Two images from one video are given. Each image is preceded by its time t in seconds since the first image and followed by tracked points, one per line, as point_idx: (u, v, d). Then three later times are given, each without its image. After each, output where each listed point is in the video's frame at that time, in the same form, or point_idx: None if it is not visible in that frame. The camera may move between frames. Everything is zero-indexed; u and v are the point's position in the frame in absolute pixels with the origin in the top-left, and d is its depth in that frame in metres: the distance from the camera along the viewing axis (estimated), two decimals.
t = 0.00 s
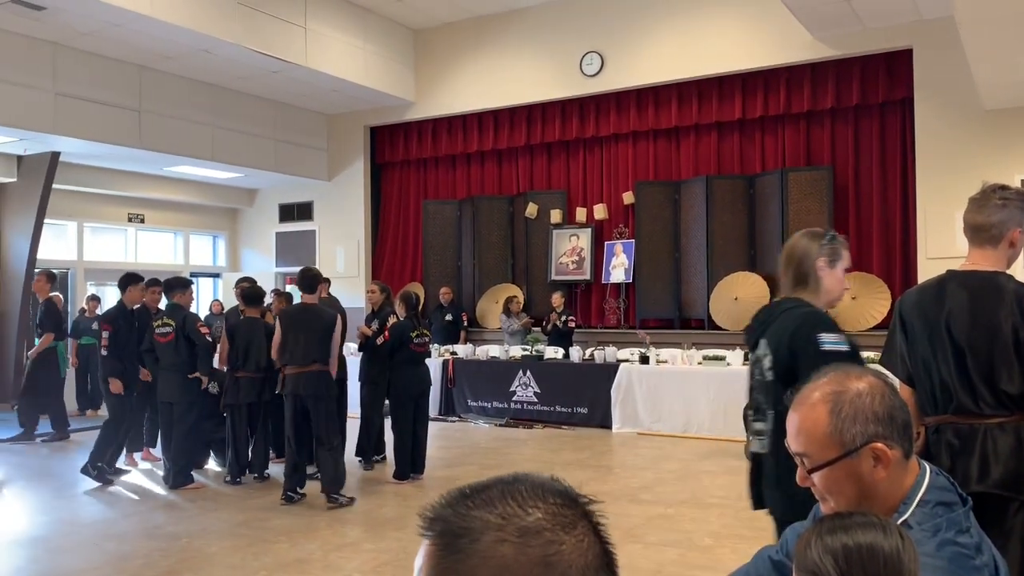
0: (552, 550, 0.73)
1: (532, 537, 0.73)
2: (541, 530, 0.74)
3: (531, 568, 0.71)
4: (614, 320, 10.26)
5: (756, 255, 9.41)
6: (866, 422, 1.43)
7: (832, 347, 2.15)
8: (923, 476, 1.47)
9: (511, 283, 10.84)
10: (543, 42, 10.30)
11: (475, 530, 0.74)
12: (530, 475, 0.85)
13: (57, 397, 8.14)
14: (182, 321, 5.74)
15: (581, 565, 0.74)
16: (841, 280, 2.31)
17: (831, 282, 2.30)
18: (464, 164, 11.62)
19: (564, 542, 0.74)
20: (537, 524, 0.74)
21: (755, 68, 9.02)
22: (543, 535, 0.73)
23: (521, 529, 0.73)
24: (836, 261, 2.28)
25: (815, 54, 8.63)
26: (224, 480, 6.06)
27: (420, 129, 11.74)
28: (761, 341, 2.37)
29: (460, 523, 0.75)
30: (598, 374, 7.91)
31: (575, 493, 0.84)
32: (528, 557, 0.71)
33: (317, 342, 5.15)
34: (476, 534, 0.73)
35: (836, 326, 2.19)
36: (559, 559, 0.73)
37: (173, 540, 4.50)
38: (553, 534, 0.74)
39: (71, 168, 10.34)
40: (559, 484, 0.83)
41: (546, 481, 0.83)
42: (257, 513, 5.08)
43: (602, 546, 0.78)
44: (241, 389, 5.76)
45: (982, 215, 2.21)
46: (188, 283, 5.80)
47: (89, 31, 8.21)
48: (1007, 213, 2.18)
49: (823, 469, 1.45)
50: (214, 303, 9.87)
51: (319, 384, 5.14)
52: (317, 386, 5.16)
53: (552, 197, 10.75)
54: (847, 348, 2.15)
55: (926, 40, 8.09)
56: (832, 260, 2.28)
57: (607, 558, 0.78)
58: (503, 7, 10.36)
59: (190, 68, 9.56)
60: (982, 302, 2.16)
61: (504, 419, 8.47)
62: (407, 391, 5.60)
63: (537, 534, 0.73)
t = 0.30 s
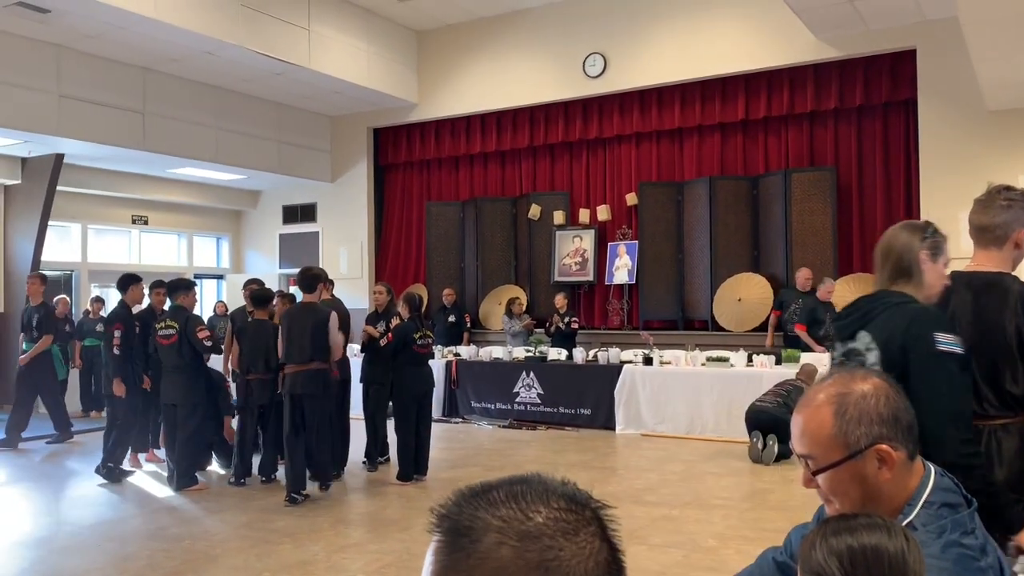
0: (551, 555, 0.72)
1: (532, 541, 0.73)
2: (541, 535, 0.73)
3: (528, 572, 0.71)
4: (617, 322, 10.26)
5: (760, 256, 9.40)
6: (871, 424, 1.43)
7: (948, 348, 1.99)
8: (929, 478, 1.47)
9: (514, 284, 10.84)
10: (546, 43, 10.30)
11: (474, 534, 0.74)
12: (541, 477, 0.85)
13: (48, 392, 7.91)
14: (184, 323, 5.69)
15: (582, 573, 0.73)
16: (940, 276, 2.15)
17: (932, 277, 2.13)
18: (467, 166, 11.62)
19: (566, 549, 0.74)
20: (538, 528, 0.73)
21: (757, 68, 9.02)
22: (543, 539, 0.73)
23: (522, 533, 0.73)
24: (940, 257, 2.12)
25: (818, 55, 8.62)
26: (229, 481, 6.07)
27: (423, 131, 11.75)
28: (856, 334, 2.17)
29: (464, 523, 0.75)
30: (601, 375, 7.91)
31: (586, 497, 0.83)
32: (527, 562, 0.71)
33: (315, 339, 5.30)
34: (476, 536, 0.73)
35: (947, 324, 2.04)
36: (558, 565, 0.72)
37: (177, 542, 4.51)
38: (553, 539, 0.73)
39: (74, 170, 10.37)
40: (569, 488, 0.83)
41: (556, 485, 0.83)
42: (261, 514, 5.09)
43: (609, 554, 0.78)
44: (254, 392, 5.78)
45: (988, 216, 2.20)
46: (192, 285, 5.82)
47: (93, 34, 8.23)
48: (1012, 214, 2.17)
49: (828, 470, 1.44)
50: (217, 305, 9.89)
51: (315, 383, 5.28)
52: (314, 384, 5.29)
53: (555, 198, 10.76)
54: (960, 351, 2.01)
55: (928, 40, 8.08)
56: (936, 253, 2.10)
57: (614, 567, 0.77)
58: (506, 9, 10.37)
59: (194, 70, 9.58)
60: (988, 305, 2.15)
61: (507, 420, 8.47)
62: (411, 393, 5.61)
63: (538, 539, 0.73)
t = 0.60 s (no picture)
0: (583, 561, 0.72)
1: (564, 546, 0.72)
2: (572, 540, 0.73)
3: None
4: (618, 322, 10.27)
5: (761, 255, 9.41)
6: (871, 423, 1.43)
7: None
8: (930, 476, 1.47)
9: (514, 285, 10.84)
10: (547, 44, 10.30)
11: (504, 536, 0.72)
12: (562, 476, 0.84)
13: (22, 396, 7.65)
14: (183, 325, 5.70)
15: None
16: None
17: None
18: (467, 167, 11.62)
19: (595, 555, 0.73)
20: (570, 535, 0.73)
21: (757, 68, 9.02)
22: (577, 544, 0.72)
23: (553, 537, 0.72)
24: None
25: (819, 55, 8.62)
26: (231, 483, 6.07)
27: (424, 132, 11.75)
28: (961, 333, 1.83)
29: (490, 523, 0.74)
30: (602, 375, 7.91)
31: (608, 502, 0.82)
32: (559, 567, 0.70)
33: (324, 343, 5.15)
34: (506, 539, 0.72)
35: None
36: (589, 571, 0.72)
37: (179, 543, 4.51)
38: (585, 545, 0.73)
39: (75, 173, 10.37)
40: (592, 490, 0.82)
41: (579, 486, 0.82)
42: (262, 516, 5.08)
43: (632, 560, 0.77)
44: (260, 394, 5.77)
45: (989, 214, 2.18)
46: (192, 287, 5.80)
47: (94, 36, 8.24)
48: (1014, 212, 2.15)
49: (828, 470, 1.44)
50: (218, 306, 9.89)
51: (322, 386, 5.11)
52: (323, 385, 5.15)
53: (556, 199, 10.76)
54: None
55: (928, 39, 8.08)
56: None
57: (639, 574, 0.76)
58: (506, 9, 10.38)
59: (194, 72, 9.58)
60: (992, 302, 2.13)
61: (509, 421, 8.46)
62: (412, 394, 5.61)
63: (569, 544, 0.72)
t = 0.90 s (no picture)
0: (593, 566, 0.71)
1: (575, 550, 0.72)
2: (583, 545, 0.72)
3: None
4: (615, 321, 10.27)
5: (757, 253, 9.42)
6: (866, 420, 1.43)
7: None
8: (925, 473, 1.47)
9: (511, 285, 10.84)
10: (541, 44, 10.31)
11: (514, 535, 0.72)
12: (577, 478, 0.84)
13: None
14: (178, 327, 5.71)
15: None
16: None
17: None
18: (463, 167, 11.62)
19: (606, 561, 0.72)
20: (580, 539, 0.72)
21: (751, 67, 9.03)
22: (587, 550, 0.72)
23: (564, 541, 0.72)
24: None
25: (813, 53, 8.64)
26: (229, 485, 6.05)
27: (419, 132, 11.75)
28: None
29: (501, 522, 0.74)
30: (599, 374, 7.91)
31: (622, 507, 0.82)
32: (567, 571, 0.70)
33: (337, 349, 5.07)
34: (516, 539, 0.72)
35: None
36: None
37: (177, 546, 4.50)
38: (596, 551, 0.73)
39: (70, 176, 10.35)
40: (607, 494, 0.82)
41: (594, 489, 0.82)
42: (259, 518, 5.08)
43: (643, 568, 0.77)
44: (259, 393, 5.81)
45: (982, 211, 2.18)
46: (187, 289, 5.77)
47: (87, 39, 8.22)
48: (1006, 208, 2.14)
49: (823, 467, 1.45)
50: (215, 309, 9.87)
51: (338, 391, 5.02)
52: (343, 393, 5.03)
53: (552, 198, 10.76)
54: None
55: (921, 37, 8.10)
56: None
57: None
58: (500, 9, 10.38)
59: (188, 74, 9.56)
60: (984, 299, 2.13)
61: (506, 421, 8.46)
62: (409, 395, 5.61)
63: (579, 548, 0.72)
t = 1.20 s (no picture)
0: (597, 559, 0.71)
1: (579, 543, 0.71)
2: (588, 538, 0.72)
3: None
4: (606, 318, 10.27)
5: (747, 249, 9.45)
6: (856, 413, 1.44)
7: None
8: (915, 465, 1.47)
9: (501, 283, 10.83)
10: (530, 42, 10.30)
11: (519, 525, 0.72)
12: (583, 472, 0.83)
13: None
14: (166, 329, 5.66)
15: None
16: None
17: None
18: (452, 166, 11.61)
19: (610, 556, 0.72)
20: (585, 532, 0.72)
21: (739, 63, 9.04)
22: (592, 543, 0.71)
23: (569, 533, 0.71)
24: None
25: (800, 49, 8.67)
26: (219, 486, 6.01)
27: (408, 131, 11.73)
28: None
29: (505, 512, 0.73)
30: (591, 372, 7.93)
31: (628, 502, 0.82)
32: (571, 564, 0.70)
33: (331, 348, 5.04)
34: (521, 528, 0.72)
35: None
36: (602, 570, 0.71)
37: (168, 549, 4.48)
38: (601, 545, 0.72)
39: (56, 178, 10.28)
40: (613, 489, 0.81)
41: (600, 483, 0.81)
42: (251, 520, 5.06)
43: (646, 564, 0.76)
44: (248, 394, 5.76)
45: (968, 203, 2.18)
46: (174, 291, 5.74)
47: (72, 40, 8.17)
48: (992, 201, 2.15)
49: (814, 461, 1.45)
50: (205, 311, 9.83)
51: (334, 391, 5.00)
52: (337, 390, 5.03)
53: (542, 196, 10.76)
54: None
55: (907, 32, 8.14)
56: None
57: None
58: (488, 7, 10.37)
59: (175, 75, 9.51)
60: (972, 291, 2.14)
61: (498, 419, 8.46)
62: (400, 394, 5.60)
63: (584, 541, 0.71)
